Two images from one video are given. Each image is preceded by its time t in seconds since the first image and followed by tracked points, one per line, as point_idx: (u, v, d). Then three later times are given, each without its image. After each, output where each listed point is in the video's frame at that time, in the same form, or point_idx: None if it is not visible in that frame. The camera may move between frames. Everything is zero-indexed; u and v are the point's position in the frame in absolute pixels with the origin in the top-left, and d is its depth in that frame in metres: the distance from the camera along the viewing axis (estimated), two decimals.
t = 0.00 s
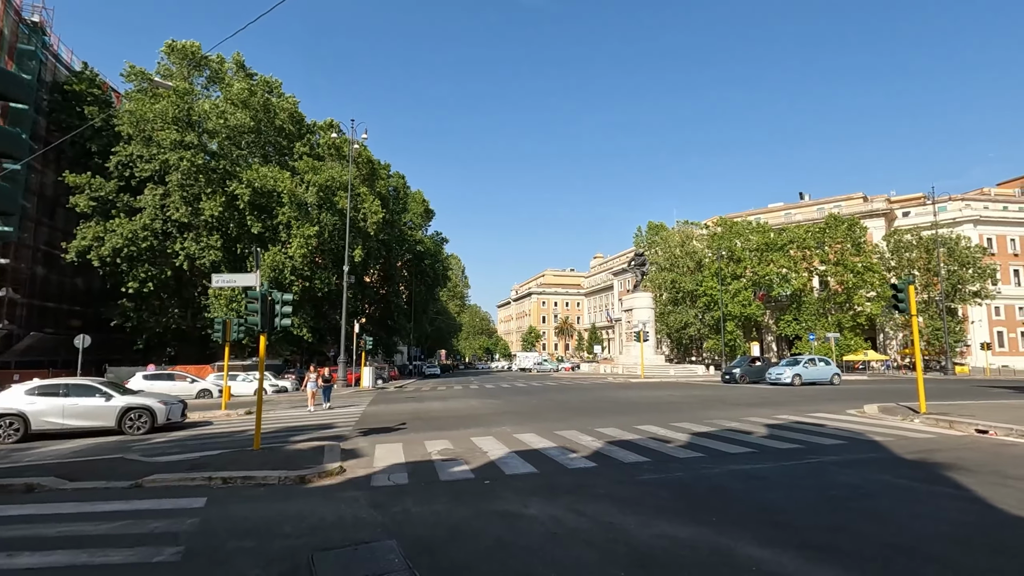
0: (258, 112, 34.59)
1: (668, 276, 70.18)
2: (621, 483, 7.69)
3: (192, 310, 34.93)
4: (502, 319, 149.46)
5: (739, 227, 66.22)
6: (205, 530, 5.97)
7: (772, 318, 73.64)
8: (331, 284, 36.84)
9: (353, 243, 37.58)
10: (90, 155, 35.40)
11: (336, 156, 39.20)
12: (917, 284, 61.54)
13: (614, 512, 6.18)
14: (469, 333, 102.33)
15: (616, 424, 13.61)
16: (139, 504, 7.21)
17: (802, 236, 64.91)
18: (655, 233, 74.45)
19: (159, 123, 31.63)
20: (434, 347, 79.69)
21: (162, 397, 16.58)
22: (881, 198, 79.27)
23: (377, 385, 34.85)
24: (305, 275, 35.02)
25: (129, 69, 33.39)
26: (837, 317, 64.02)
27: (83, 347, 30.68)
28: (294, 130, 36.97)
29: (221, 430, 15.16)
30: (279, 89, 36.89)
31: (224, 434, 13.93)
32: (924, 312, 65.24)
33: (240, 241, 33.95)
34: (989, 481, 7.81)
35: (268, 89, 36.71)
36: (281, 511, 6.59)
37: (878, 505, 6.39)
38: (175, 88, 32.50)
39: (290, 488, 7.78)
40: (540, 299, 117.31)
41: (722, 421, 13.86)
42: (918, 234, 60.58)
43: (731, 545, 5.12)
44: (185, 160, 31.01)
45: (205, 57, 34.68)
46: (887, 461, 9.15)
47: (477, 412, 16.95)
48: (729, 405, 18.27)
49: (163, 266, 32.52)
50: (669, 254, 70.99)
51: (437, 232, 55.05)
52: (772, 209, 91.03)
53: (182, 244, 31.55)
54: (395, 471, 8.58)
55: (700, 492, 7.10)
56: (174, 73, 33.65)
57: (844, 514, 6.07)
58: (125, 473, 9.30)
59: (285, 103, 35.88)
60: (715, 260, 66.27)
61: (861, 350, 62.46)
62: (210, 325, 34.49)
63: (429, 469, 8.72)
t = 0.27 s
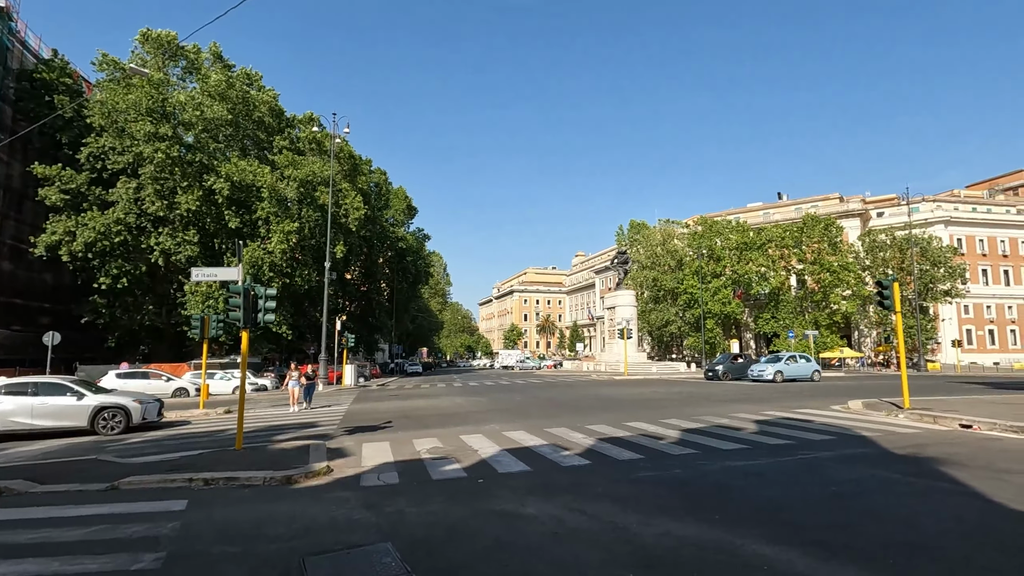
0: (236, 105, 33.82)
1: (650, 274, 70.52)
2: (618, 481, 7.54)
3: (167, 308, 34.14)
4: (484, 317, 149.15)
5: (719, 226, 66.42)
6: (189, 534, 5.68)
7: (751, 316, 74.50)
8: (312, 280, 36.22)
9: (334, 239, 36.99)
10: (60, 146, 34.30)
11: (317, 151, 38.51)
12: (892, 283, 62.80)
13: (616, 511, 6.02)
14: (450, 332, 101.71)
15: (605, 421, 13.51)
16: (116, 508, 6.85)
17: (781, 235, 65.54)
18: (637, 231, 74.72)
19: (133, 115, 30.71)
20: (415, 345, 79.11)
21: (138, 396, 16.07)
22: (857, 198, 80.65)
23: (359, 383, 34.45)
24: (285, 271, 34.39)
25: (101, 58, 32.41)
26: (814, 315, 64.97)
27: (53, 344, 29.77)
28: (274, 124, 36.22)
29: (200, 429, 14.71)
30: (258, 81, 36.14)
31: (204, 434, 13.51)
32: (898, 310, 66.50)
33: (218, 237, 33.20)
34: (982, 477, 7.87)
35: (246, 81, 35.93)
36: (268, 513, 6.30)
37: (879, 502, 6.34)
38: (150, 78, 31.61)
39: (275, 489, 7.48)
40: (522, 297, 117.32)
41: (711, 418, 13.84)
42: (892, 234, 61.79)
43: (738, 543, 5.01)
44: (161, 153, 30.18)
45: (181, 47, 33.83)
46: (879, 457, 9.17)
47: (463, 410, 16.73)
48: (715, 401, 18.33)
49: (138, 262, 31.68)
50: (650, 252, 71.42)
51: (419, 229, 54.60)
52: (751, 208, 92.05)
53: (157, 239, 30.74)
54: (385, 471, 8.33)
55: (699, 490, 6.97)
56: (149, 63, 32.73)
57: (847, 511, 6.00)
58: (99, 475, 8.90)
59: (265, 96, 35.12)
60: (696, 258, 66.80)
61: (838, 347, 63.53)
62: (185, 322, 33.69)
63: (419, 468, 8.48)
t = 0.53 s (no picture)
0: (215, 97, 33.06)
1: (632, 272, 70.75)
2: (616, 481, 7.41)
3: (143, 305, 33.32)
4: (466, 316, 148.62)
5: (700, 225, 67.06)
6: (173, 542, 5.40)
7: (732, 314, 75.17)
8: (293, 278, 35.59)
9: (316, 236, 36.37)
10: (29, 137, 33.16)
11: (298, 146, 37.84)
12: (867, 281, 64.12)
13: (619, 512, 5.90)
14: (432, 330, 101.08)
15: (596, 420, 13.40)
16: (94, 515, 6.53)
17: (760, 234, 66.15)
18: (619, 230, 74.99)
19: (106, 106, 29.82)
20: (397, 343, 78.54)
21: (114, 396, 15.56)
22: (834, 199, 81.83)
23: (342, 382, 33.99)
24: (266, 268, 33.73)
25: (72, 47, 31.42)
26: (792, 313, 65.73)
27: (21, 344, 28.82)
28: (254, 118, 35.52)
29: (179, 431, 14.29)
30: (238, 74, 35.42)
31: (183, 435, 13.08)
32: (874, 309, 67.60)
33: (195, 232, 32.44)
34: (976, 475, 7.93)
35: (226, 74, 35.19)
36: (257, 518, 6.06)
37: (880, 501, 6.33)
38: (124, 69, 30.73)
39: (263, 493, 7.22)
40: (504, 295, 117.15)
41: (701, 416, 13.83)
42: (868, 234, 62.76)
43: (749, 545, 4.90)
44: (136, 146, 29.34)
45: (156, 38, 33.02)
46: (872, 455, 9.20)
47: (451, 409, 16.51)
48: (702, 400, 18.38)
49: (112, 258, 30.83)
50: (633, 251, 71.71)
51: (401, 226, 54.06)
52: (732, 208, 92.93)
53: (132, 234, 29.93)
54: (377, 473, 8.09)
55: (699, 490, 6.88)
56: (123, 53, 31.83)
57: (851, 510, 5.94)
58: (74, 480, 8.50)
59: (244, 89, 34.42)
60: (677, 256, 67.20)
61: (816, 345, 64.38)
62: (162, 319, 32.90)
63: (411, 470, 8.26)
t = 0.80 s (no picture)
0: (194, 92, 32.37)
1: (615, 272, 70.95)
2: (615, 482, 7.34)
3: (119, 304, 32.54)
4: (449, 315, 148.02)
5: (683, 225, 67.19)
6: (164, 550, 5.17)
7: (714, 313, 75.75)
8: (275, 276, 35.01)
9: (299, 234, 35.82)
10: None
11: (281, 142, 37.21)
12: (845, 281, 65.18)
13: (624, 514, 5.82)
14: (415, 329, 100.37)
15: (588, 419, 13.35)
16: (77, 521, 6.27)
17: (742, 235, 66.69)
18: (603, 230, 75.21)
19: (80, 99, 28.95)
20: (380, 342, 77.94)
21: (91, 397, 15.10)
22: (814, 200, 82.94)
23: (325, 382, 33.57)
24: (247, 266, 33.13)
25: (44, 37, 30.48)
26: (773, 312, 66.39)
27: None
28: (235, 113, 34.88)
29: (161, 432, 13.93)
30: (218, 69, 34.73)
31: (165, 437, 12.72)
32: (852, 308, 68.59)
33: (174, 229, 31.73)
34: (969, 472, 8.05)
35: (206, 69, 34.56)
36: (251, 523, 5.85)
37: (881, 499, 6.34)
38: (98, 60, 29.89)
39: (255, 497, 7.01)
40: (488, 294, 116.93)
41: (691, 414, 13.86)
42: (846, 235, 63.72)
43: (758, 546, 4.85)
44: (111, 140, 28.54)
45: (132, 29, 32.24)
46: (866, 453, 9.28)
47: (440, 409, 16.35)
48: (691, 398, 18.46)
49: (86, 255, 30.00)
50: (616, 251, 71.93)
51: (385, 225, 53.58)
52: (714, 208, 93.72)
53: (108, 231, 29.16)
54: (371, 475, 7.90)
55: (700, 490, 6.84)
56: (97, 45, 30.97)
57: (853, 509, 5.95)
58: (52, 485, 8.17)
59: (225, 84, 33.75)
60: (661, 256, 67.47)
61: (796, 344, 65.14)
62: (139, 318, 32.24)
63: (407, 471, 8.09)
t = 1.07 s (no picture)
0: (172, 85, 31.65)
1: (599, 271, 71.11)
2: (613, 481, 7.28)
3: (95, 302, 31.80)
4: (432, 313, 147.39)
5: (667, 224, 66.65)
6: (155, 555, 4.99)
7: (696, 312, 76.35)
8: (256, 273, 34.45)
9: (281, 231, 35.28)
10: None
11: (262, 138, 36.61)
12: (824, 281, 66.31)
13: (627, 514, 5.76)
14: (398, 328, 99.73)
15: (579, 417, 13.31)
16: (60, 527, 6.03)
17: (724, 234, 67.18)
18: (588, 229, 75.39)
19: (52, 90, 28.09)
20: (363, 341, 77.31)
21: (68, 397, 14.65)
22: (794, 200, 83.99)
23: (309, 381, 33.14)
24: (228, 264, 32.55)
25: (13, 26, 29.54)
26: (754, 311, 67.04)
27: None
28: (216, 108, 34.25)
29: (143, 434, 13.58)
30: (197, 61, 34.04)
31: (147, 438, 12.39)
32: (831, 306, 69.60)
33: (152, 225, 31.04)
34: (960, 468, 8.17)
35: (185, 62, 33.88)
36: (245, 526, 5.68)
37: (880, 498, 6.38)
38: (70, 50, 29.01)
39: (246, 499, 6.82)
40: (472, 293, 116.63)
41: (682, 412, 13.89)
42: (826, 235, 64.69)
43: (766, 545, 4.82)
44: (85, 133, 27.75)
45: (106, 20, 31.44)
46: (858, 450, 9.36)
47: (429, 408, 16.20)
48: (679, 396, 18.56)
49: (60, 252, 29.20)
50: (600, 249, 72.13)
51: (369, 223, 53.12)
52: (696, 208, 94.45)
53: (83, 227, 28.41)
54: (365, 475, 7.75)
55: (700, 489, 6.81)
56: (70, 35, 30.09)
57: (854, 508, 5.97)
58: (31, 489, 7.87)
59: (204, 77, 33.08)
60: (644, 255, 67.70)
61: (776, 342, 65.88)
62: (115, 316, 31.57)
63: (401, 471, 7.94)
